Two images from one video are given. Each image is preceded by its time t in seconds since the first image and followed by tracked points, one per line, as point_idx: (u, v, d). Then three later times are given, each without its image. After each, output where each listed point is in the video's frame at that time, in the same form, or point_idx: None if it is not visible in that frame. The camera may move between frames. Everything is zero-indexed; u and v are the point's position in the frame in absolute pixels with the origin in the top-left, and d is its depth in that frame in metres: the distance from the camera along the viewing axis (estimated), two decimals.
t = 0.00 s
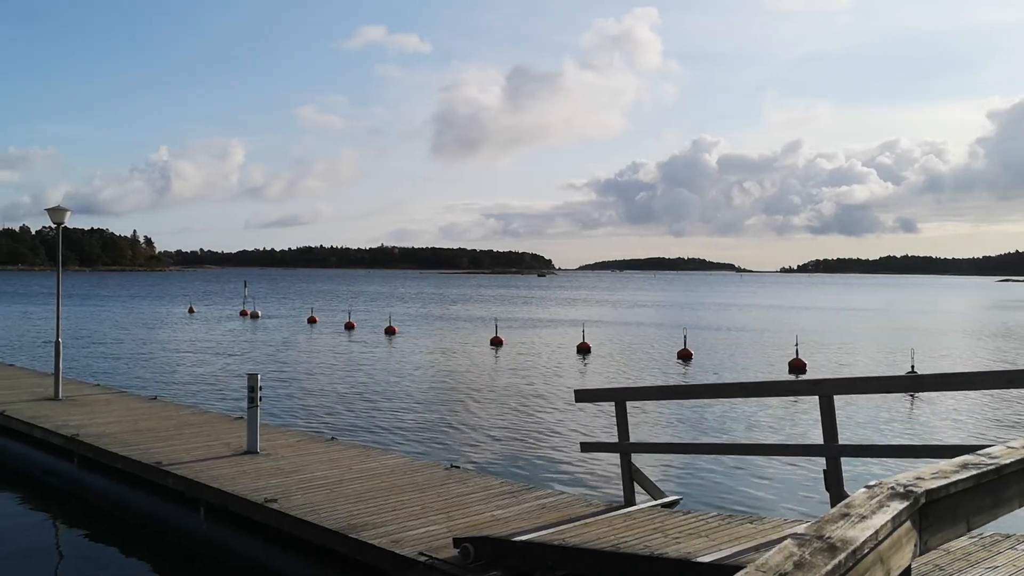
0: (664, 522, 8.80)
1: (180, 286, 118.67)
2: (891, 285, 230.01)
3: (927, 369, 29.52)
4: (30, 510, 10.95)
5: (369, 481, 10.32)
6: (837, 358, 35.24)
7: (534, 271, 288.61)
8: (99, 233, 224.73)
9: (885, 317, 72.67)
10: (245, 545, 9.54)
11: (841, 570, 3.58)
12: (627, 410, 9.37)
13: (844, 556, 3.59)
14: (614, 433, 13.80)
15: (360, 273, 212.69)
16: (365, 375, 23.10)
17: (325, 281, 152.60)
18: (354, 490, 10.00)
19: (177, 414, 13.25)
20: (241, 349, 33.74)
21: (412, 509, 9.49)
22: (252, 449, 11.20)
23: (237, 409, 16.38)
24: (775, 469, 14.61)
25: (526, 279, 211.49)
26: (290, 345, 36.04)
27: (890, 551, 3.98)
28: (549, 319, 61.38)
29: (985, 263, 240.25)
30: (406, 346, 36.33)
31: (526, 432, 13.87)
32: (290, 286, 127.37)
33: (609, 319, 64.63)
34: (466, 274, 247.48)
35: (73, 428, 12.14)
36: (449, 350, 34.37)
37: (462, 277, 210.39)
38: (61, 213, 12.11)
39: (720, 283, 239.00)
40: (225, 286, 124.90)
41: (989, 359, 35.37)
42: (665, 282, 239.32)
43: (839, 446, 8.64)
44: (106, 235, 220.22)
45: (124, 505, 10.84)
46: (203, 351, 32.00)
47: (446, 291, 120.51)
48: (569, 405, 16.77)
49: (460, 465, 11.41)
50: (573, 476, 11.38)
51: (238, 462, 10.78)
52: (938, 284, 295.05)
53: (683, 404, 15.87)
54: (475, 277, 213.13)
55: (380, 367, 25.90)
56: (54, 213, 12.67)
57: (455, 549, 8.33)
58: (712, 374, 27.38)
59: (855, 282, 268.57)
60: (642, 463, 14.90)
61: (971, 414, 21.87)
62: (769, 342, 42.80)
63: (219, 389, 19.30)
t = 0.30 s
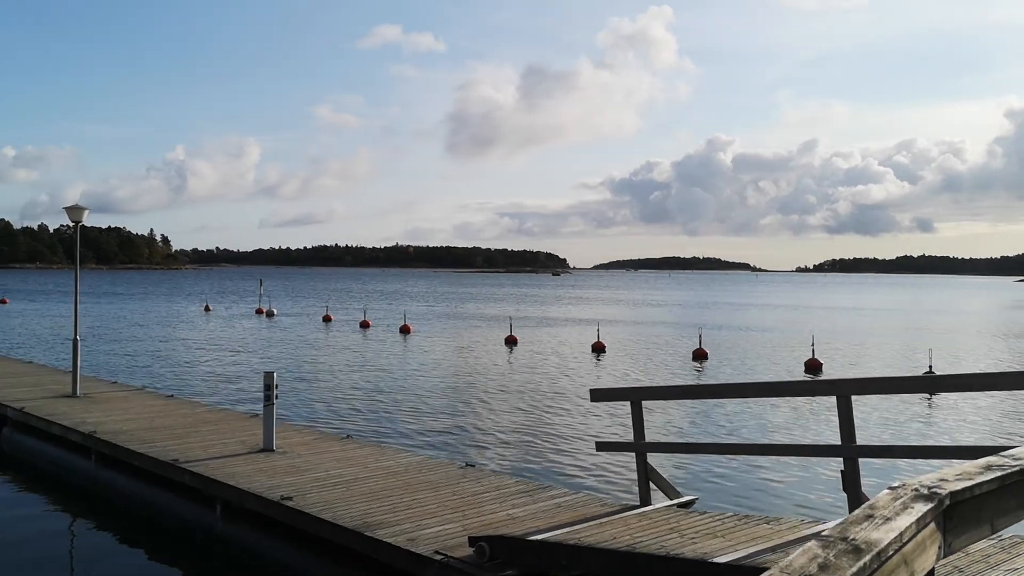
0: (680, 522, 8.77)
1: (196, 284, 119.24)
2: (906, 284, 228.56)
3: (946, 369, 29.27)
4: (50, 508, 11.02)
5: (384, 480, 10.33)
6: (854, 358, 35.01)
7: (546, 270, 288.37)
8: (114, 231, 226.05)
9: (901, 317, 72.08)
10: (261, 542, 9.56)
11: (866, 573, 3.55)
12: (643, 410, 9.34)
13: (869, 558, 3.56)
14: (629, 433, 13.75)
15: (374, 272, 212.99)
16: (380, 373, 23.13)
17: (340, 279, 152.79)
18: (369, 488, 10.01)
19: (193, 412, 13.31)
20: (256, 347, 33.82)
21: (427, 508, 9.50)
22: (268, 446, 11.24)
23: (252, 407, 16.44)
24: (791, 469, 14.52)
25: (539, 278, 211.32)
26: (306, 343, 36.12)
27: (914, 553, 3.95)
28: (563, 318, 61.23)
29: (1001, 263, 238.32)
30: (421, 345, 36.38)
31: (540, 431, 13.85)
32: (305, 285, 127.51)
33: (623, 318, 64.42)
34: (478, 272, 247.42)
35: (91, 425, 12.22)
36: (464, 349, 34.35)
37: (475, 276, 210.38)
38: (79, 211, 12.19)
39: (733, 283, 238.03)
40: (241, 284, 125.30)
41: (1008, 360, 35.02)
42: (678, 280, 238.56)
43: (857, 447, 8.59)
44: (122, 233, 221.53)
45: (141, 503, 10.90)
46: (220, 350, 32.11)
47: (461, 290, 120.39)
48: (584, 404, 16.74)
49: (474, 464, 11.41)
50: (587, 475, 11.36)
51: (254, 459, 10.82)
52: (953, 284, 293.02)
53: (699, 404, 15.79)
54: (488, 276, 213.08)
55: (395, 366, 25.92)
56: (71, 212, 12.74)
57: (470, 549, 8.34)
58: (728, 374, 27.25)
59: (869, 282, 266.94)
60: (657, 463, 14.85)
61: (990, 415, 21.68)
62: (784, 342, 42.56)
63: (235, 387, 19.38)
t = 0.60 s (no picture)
0: (694, 523, 8.76)
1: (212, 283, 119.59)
2: (922, 284, 227.62)
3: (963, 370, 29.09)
4: (68, 506, 11.10)
5: (398, 479, 10.36)
6: (870, 359, 34.80)
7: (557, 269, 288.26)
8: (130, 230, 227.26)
9: (917, 317, 71.57)
10: (276, 541, 9.57)
11: None
12: (657, 410, 9.32)
13: (891, 561, 3.55)
14: (643, 433, 13.73)
15: (386, 271, 213.26)
16: (394, 372, 23.18)
17: (354, 279, 152.99)
18: (383, 487, 10.04)
19: (208, 410, 13.38)
20: (271, 346, 33.91)
21: (441, 507, 9.51)
22: (282, 445, 11.27)
23: (266, 405, 16.52)
24: (806, 470, 14.47)
25: (552, 277, 211.06)
26: (321, 342, 36.19)
27: (935, 557, 3.92)
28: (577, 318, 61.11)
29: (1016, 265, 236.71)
30: (435, 344, 36.42)
31: (552, 431, 13.85)
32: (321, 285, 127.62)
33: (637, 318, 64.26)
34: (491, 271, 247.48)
35: (107, 423, 12.30)
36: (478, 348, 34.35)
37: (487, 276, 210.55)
38: (96, 210, 12.27)
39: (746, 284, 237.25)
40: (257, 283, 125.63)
41: None
42: (690, 280, 237.93)
43: (872, 448, 8.54)
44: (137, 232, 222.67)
45: (157, 501, 10.95)
46: (236, 348, 32.24)
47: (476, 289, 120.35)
48: (597, 404, 16.72)
49: (488, 463, 11.43)
50: (600, 475, 11.35)
51: (268, 457, 10.87)
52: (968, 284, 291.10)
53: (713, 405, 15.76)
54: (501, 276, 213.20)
55: (409, 365, 25.96)
56: (88, 210, 12.83)
57: (484, 548, 8.35)
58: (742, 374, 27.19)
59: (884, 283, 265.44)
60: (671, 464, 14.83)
61: (1008, 418, 21.51)
62: (800, 342, 42.38)
63: (249, 385, 19.46)
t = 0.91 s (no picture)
0: (707, 523, 8.75)
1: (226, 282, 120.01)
2: (935, 284, 226.27)
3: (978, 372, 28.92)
4: (84, 504, 11.16)
5: (412, 477, 10.39)
6: (885, 360, 34.64)
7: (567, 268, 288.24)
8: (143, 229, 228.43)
9: (932, 318, 71.14)
10: (290, 539, 9.61)
11: None
12: (670, 410, 9.32)
13: (911, 563, 3.53)
14: (656, 434, 13.71)
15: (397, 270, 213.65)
16: (407, 371, 23.23)
17: (365, 278, 153.22)
18: (396, 486, 10.07)
19: (222, 408, 13.45)
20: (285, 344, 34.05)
21: (454, 506, 9.54)
22: (296, 443, 11.32)
23: (279, 404, 16.60)
24: (820, 471, 14.42)
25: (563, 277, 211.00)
26: (334, 341, 36.31)
27: (955, 559, 3.90)
28: (589, 318, 61.06)
29: None
30: (448, 343, 36.46)
31: (565, 431, 13.85)
32: (334, 284, 127.89)
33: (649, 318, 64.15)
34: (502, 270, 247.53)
35: (122, 421, 12.37)
36: (490, 348, 34.37)
37: (498, 275, 210.50)
38: (112, 210, 12.33)
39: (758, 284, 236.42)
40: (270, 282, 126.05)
41: None
42: (701, 280, 237.43)
43: (888, 449, 8.50)
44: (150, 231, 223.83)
45: (172, 499, 11.00)
46: (249, 347, 32.39)
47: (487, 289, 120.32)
48: (610, 404, 16.71)
49: (501, 462, 11.45)
50: (613, 475, 11.36)
51: (283, 456, 10.92)
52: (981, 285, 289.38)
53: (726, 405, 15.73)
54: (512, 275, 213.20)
55: (422, 364, 26.01)
56: (104, 209, 12.90)
57: (497, 547, 8.36)
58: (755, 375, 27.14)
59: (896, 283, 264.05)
60: (684, 464, 14.81)
61: None
62: (814, 343, 42.20)
63: (263, 384, 19.54)
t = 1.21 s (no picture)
0: (721, 523, 8.73)
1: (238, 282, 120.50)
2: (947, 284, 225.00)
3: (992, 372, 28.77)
4: (99, 501, 11.23)
5: (425, 477, 10.41)
6: (899, 359, 34.49)
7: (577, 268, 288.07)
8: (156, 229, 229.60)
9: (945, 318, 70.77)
10: (304, 537, 9.63)
11: None
12: (683, 410, 9.31)
13: (933, 564, 3.51)
14: (668, 434, 13.70)
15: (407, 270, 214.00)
16: (419, 370, 23.28)
17: (376, 278, 153.46)
18: (409, 485, 10.09)
19: (235, 407, 13.50)
20: (298, 343, 34.15)
21: (467, 505, 9.55)
22: (309, 442, 11.35)
23: (291, 403, 16.65)
24: (834, 472, 14.37)
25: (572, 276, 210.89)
26: (346, 340, 36.44)
27: (976, 559, 3.88)
28: (601, 318, 61.06)
29: None
30: (459, 343, 36.53)
31: (577, 430, 13.84)
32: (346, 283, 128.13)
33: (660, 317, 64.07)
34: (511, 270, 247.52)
35: (136, 420, 12.43)
36: (502, 347, 34.39)
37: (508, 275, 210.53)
38: (126, 210, 12.39)
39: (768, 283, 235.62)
40: (282, 282, 126.46)
41: None
42: (711, 280, 236.77)
43: (902, 450, 8.46)
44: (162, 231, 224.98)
45: (187, 498, 11.04)
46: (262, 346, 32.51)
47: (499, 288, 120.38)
48: (622, 404, 16.70)
49: (513, 462, 11.45)
50: (625, 475, 11.35)
51: (296, 454, 10.96)
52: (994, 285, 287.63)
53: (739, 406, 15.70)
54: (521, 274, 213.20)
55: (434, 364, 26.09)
56: (118, 208, 12.97)
57: (509, 547, 8.36)
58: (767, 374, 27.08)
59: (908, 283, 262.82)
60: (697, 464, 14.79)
61: None
62: (827, 343, 42.04)
63: (275, 383, 19.61)
